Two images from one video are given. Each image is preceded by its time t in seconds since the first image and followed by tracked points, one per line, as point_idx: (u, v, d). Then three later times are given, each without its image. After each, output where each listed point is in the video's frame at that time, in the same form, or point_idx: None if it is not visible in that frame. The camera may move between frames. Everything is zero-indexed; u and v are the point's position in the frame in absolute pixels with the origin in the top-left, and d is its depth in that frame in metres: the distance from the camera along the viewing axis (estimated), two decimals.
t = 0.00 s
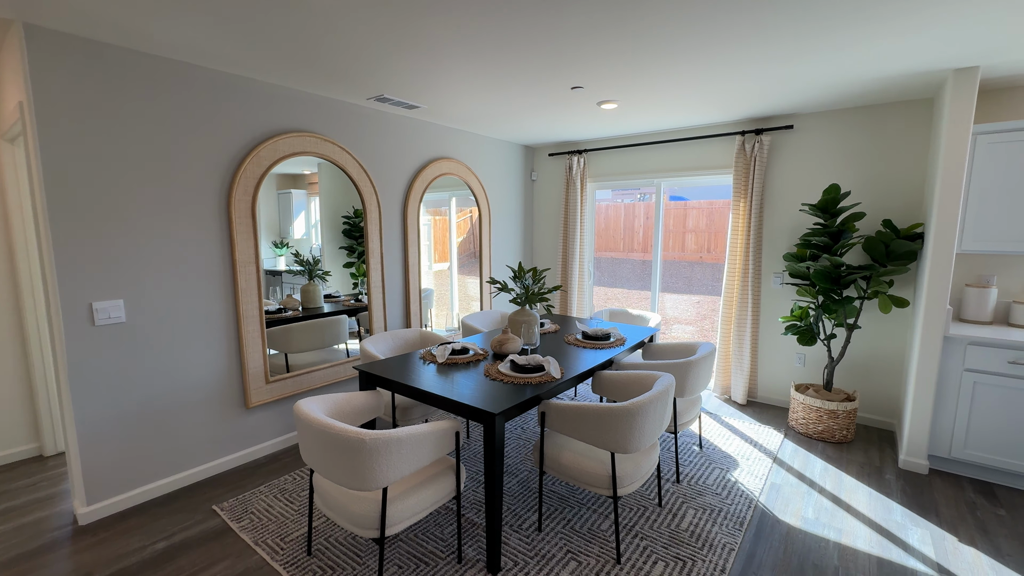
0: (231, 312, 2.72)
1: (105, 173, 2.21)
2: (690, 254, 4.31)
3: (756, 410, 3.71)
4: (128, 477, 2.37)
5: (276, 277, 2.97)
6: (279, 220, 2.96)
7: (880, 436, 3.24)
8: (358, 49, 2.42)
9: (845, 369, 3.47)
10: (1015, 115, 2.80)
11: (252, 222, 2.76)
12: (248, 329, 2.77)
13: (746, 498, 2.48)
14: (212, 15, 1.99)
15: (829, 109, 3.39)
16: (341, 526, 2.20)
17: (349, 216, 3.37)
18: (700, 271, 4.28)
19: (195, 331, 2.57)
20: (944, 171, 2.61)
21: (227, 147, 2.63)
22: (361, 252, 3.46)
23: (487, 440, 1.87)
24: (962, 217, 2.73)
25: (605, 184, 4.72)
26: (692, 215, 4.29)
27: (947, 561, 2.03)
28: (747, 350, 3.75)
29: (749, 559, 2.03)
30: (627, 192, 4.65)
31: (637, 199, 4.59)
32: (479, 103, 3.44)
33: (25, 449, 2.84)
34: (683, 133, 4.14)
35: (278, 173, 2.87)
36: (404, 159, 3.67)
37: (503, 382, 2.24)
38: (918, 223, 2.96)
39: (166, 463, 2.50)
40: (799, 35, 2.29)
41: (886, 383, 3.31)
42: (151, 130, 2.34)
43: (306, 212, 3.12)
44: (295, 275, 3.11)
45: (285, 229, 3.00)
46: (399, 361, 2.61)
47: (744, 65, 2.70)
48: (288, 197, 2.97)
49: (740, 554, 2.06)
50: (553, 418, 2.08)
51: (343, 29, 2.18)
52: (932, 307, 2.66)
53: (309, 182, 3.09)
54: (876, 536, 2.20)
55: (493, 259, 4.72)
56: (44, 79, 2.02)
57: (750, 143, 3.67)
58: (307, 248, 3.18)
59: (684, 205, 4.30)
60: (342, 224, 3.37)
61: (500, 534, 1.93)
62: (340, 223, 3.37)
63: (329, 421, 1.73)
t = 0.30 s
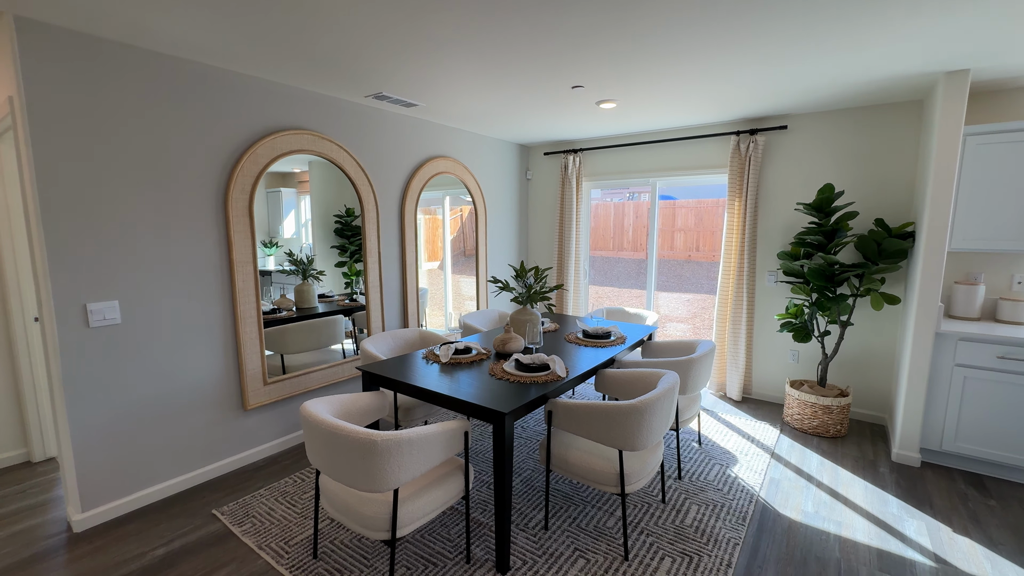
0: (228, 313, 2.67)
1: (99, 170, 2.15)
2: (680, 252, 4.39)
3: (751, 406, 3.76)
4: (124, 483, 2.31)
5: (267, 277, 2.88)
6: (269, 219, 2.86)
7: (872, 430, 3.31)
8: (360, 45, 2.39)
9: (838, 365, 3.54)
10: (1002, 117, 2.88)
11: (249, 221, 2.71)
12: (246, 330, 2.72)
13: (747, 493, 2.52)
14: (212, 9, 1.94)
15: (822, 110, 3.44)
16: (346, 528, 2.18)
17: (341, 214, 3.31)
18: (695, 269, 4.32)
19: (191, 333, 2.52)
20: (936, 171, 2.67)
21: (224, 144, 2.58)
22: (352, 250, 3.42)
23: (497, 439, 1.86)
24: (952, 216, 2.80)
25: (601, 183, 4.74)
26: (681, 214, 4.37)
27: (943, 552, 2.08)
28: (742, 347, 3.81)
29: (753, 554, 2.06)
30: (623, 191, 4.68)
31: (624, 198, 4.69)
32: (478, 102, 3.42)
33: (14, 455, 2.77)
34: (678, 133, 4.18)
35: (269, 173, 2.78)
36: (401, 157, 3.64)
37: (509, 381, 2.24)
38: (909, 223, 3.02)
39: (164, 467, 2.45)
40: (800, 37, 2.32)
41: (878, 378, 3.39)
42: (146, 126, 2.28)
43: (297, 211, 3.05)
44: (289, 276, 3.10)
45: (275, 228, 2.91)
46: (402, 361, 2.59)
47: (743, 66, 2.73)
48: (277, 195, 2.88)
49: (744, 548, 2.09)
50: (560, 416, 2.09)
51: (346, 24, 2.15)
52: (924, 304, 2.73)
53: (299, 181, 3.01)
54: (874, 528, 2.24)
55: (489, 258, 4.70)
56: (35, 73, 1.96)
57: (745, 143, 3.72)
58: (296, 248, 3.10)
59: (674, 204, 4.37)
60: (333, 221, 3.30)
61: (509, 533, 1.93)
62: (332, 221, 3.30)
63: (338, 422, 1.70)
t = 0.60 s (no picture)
0: (230, 311, 2.68)
1: (102, 169, 2.14)
2: (671, 250, 4.48)
3: (744, 401, 3.85)
4: (127, 482, 2.31)
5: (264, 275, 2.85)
6: (262, 220, 2.81)
7: (862, 423, 3.40)
8: (363, 44, 2.40)
9: (829, 361, 3.63)
10: (986, 118, 2.98)
11: (251, 219, 2.71)
12: (248, 328, 2.73)
13: (743, 485, 2.58)
14: (217, 8, 1.95)
15: (813, 110, 3.52)
16: (352, 524, 2.20)
17: (335, 213, 3.30)
18: (689, 268, 4.39)
19: (194, 331, 2.52)
20: (923, 171, 2.76)
21: (225, 143, 2.58)
22: (347, 249, 3.42)
23: (503, 433, 1.90)
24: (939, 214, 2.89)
25: (597, 182, 4.79)
26: (673, 213, 4.45)
27: (932, 538, 2.16)
28: (735, 344, 3.89)
29: (751, 542, 2.13)
30: (618, 190, 4.73)
31: (616, 198, 4.76)
32: (477, 101, 3.45)
33: (13, 455, 2.75)
34: (673, 133, 4.24)
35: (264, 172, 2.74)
36: (400, 156, 3.66)
37: (513, 377, 2.27)
38: (897, 221, 3.12)
39: (167, 465, 2.45)
40: (795, 40, 2.38)
41: (867, 373, 3.48)
42: (148, 125, 2.28)
43: (289, 211, 3.01)
44: (287, 275, 3.06)
45: (267, 228, 2.85)
46: (405, 358, 2.62)
47: (738, 69, 2.80)
48: (271, 194, 2.84)
49: (742, 537, 2.15)
50: (564, 411, 2.14)
51: (350, 23, 2.16)
52: (912, 300, 2.82)
53: (292, 179, 2.97)
54: (866, 516, 2.32)
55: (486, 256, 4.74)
56: (38, 71, 1.95)
57: (739, 143, 3.79)
58: (290, 247, 3.06)
59: (666, 202, 4.45)
60: (328, 220, 3.29)
61: (515, 525, 1.97)
62: (326, 220, 3.29)
63: (349, 417, 1.73)
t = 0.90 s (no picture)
0: (238, 308, 2.72)
1: (114, 168, 2.17)
2: (666, 249, 4.56)
3: (740, 395, 3.93)
4: (139, 476, 2.35)
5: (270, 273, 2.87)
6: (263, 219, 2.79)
7: (854, 415, 3.50)
8: (370, 46, 2.45)
9: (822, 355, 3.72)
10: (974, 119, 3.07)
11: (258, 217, 2.75)
12: (255, 325, 2.77)
13: (741, 474, 2.67)
14: (230, 10, 1.99)
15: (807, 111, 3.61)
16: (363, 514, 2.26)
17: (335, 212, 3.33)
18: (685, 265, 4.47)
19: (203, 327, 2.56)
20: (913, 171, 2.85)
21: (232, 142, 2.61)
22: (347, 247, 3.45)
23: (512, 424, 1.97)
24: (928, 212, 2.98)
25: (595, 181, 4.86)
26: (667, 211, 4.53)
27: (922, 523, 2.26)
28: (731, 339, 3.97)
29: (749, 528, 2.21)
30: (613, 189, 4.81)
31: (611, 196, 4.85)
32: (479, 101, 3.49)
33: (20, 451, 2.77)
34: (670, 133, 4.31)
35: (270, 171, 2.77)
36: (403, 155, 3.70)
37: (519, 370, 2.33)
38: (888, 219, 3.21)
39: (178, 460, 2.49)
40: (792, 42, 2.45)
41: (859, 367, 3.58)
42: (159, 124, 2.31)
43: (287, 209, 2.98)
44: (290, 273, 3.07)
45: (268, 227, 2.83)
46: (411, 353, 2.67)
47: (735, 70, 2.87)
48: (269, 193, 2.81)
49: (741, 523, 2.23)
50: (569, 403, 2.20)
51: (359, 25, 2.20)
52: (902, 295, 2.91)
53: (290, 178, 2.96)
54: (859, 503, 2.41)
55: (486, 255, 4.80)
56: (52, 71, 1.98)
57: (734, 142, 3.87)
58: (290, 245, 3.04)
59: (660, 201, 4.54)
60: (327, 220, 3.31)
61: (522, 513, 2.04)
62: (326, 219, 3.31)
63: (363, 409, 1.78)
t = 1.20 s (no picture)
0: (246, 305, 2.74)
1: (125, 167, 2.19)
2: (664, 247, 4.61)
3: (740, 391, 3.99)
4: (149, 471, 2.37)
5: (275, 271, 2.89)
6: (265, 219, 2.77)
7: (851, 410, 3.56)
8: (378, 46, 2.48)
9: (820, 351, 3.78)
10: (970, 119, 3.12)
11: (265, 216, 2.77)
12: (263, 322, 2.80)
13: (742, 468, 2.71)
14: (241, 11, 2.01)
15: (806, 111, 3.66)
16: (371, 508, 2.29)
17: (335, 210, 3.35)
18: (685, 263, 4.51)
19: (212, 324, 2.58)
20: (910, 169, 2.90)
21: (240, 141, 2.63)
22: (347, 246, 3.47)
23: (520, 418, 2.00)
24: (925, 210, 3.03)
25: (595, 180, 4.89)
26: (665, 210, 4.58)
27: (919, 514, 2.31)
28: (731, 336, 4.03)
29: (750, 519, 2.25)
30: (612, 187, 4.86)
31: (609, 195, 4.90)
32: (482, 100, 3.52)
33: (29, 448, 2.80)
34: (670, 132, 4.34)
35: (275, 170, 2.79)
36: (406, 153, 3.73)
37: (525, 366, 2.37)
38: (885, 217, 3.26)
39: (187, 455, 2.52)
40: (793, 43, 2.49)
41: (857, 362, 3.63)
42: (168, 122, 2.33)
43: (287, 207, 2.96)
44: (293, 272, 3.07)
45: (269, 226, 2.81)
46: (418, 349, 2.70)
47: (737, 70, 2.91)
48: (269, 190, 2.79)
49: (743, 515, 2.27)
50: (575, 397, 2.24)
51: (367, 25, 2.23)
52: (900, 291, 2.96)
53: (291, 176, 2.94)
54: (858, 495, 2.46)
55: (487, 253, 4.83)
56: (64, 70, 2.00)
57: (734, 141, 3.92)
58: (291, 244, 3.03)
59: (659, 200, 4.58)
60: (328, 218, 3.33)
61: (530, 506, 2.08)
62: (326, 217, 3.33)
63: (375, 403, 1.81)
